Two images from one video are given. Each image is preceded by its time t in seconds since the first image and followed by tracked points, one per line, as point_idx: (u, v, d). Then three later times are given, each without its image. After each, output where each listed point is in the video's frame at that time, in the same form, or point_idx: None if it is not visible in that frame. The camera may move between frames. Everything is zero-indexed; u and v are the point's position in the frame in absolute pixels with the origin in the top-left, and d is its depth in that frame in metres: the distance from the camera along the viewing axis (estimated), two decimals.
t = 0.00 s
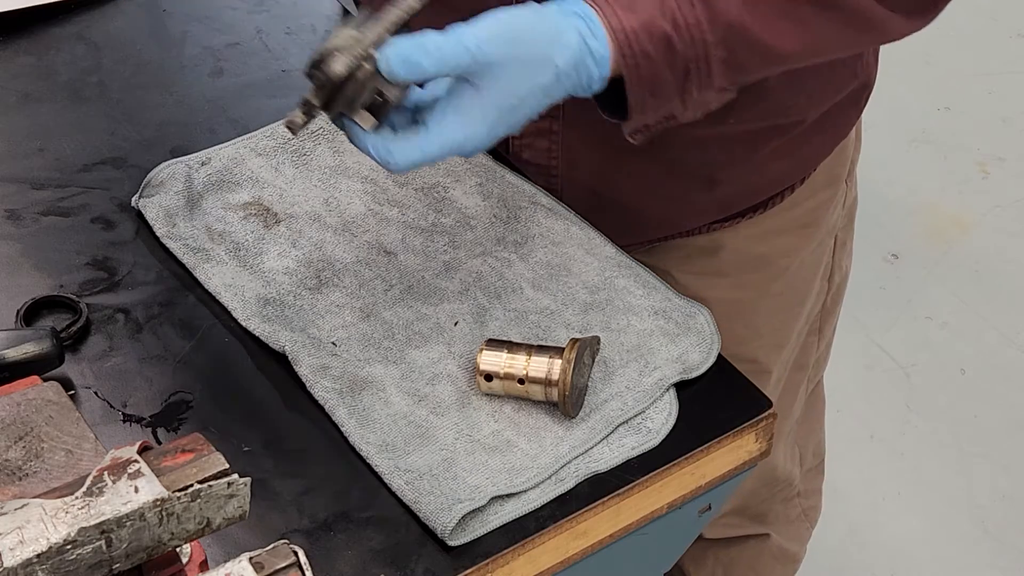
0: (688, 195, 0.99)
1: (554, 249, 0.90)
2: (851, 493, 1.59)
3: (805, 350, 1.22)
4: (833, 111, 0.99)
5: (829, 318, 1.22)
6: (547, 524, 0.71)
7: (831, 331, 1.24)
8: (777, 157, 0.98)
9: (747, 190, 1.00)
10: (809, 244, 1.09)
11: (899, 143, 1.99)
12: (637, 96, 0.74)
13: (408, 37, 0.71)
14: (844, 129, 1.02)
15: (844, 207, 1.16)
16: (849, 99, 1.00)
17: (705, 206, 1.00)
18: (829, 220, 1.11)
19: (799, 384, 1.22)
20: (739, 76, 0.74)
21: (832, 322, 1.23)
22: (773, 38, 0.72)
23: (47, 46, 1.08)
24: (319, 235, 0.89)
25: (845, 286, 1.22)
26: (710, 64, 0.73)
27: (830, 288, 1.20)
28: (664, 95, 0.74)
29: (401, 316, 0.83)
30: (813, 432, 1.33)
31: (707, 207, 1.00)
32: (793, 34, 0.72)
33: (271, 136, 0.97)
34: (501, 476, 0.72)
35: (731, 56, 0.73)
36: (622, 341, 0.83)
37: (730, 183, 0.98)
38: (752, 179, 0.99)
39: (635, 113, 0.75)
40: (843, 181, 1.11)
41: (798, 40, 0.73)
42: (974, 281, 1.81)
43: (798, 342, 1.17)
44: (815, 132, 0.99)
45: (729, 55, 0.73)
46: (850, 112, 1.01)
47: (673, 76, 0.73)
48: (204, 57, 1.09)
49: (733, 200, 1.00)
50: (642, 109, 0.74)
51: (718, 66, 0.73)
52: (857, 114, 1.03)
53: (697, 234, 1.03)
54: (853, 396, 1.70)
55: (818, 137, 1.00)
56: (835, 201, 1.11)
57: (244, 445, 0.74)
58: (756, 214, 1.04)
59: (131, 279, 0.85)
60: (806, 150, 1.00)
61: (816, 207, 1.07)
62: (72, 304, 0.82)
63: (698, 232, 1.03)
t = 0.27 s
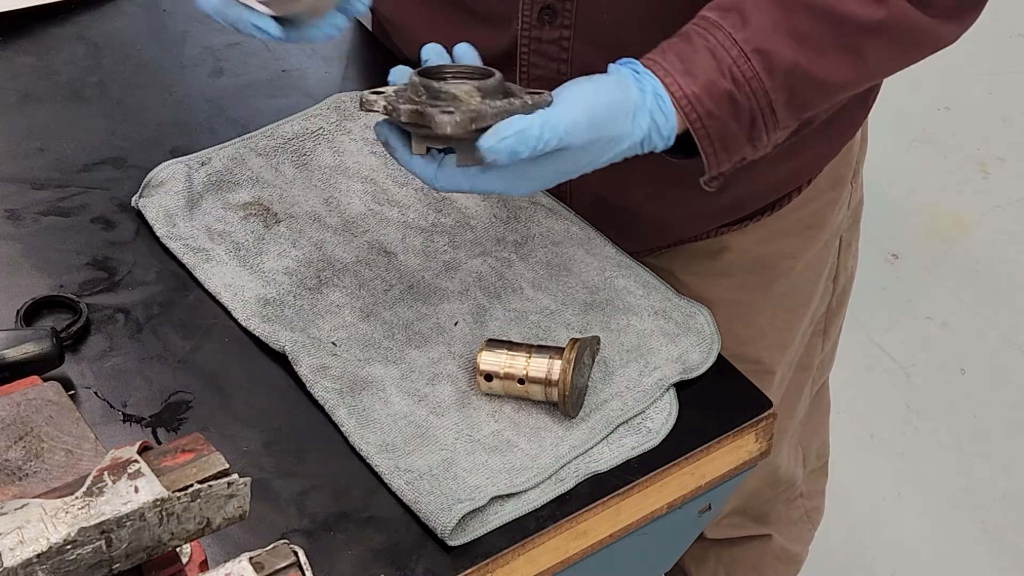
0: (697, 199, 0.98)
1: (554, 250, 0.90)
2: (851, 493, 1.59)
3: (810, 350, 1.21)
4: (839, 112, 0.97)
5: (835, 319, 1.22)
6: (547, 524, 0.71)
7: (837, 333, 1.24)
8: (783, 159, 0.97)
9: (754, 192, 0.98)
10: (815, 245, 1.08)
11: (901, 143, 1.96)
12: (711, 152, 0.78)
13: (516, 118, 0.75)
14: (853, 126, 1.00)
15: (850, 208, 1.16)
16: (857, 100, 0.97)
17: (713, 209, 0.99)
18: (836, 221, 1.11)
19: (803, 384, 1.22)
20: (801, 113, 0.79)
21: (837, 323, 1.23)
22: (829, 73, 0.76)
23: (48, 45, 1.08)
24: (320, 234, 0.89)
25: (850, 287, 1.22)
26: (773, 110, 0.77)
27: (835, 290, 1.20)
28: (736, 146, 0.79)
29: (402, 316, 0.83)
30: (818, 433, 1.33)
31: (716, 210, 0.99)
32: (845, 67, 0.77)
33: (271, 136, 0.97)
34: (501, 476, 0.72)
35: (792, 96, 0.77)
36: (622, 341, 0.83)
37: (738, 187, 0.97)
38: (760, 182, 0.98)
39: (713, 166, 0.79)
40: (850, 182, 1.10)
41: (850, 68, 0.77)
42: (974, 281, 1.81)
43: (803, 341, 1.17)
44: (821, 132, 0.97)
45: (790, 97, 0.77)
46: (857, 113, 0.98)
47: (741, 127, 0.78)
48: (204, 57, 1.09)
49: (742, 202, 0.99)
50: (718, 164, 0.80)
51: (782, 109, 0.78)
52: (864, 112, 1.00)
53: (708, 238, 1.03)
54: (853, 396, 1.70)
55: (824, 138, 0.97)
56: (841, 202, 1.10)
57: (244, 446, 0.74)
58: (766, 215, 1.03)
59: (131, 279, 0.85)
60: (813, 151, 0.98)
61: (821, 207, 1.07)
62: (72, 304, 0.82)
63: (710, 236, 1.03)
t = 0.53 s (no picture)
0: (712, 194, 0.99)
1: (554, 249, 0.90)
2: (851, 493, 1.59)
3: (817, 345, 1.21)
4: (850, 107, 0.98)
5: (842, 313, 1.22)
6: (546, 524, 0.71)
7: (843, 328, 1.24)
8: (796, 153, 0.98)
9: (768, 187, 1.00)
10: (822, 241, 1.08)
11: (900, 142, 1.99)
12: (717, 151, 0.81)
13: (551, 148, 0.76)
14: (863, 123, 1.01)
15: (857, 204, 1.16)
16: (866, 96, 0.99)
17: (728, 205, 1.00)
18: (843, 218, 1.11)
19: (811, 378, 1.22)
20: (804, 113, 0.82)
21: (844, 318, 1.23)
22: (833, 78, 0.79)
23: (48, 46, 1.08)
24: (320, 234, 0.89)
25: (857, 283, 1.22)
26: (778, 112, 0.80)
27: (843, 286, 1.20)
28: (741, 145, 0.81)
29: (402, 316, 0.83)
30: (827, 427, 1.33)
31: (730, 206, 1.00)
32: (848, 71, 0.79)
33: (270, 136, 0.97)
34: (501, 476, 0.72)
35: (796, 98, 0.80)
36: (622, 341, 0.83)
37: (752, 181, 0.98)
38: (774, 176, 0.99)
39: (719, 165, 0.82)
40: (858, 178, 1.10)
41: (852, 72, 0.79)
42: (974, 281, 1.81)
43: (808, 339, 1.17)
44: (833, 127, 0.98)
45: (794, 99, 0.80)
46: (867, 109, 1.00)
47: (745, 128, 0.80)
48: (205, 57, 1.09)
49: (757, 197, 1.00)
50: (724, 162, 0.82)
51: (786, 111, 0.80)
52: (875, 110, 1.02)
53: (719, 235, 1.03)
54: (853, 396, 1.70)
55: (836, 132, 0.99)
56: (849, 197, 1.10)
57: (244, 446, 0.74)
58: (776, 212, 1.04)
59: (131, 279, 0.85)
60: (825, 146, 0.99)
61: (824, 206, 1.07)
62: (71, 304, 0.82)
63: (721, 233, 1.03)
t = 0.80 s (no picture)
0: (715, 192, 0.99)
1: (554, 249, 0.90)
2: (851, 492, 1.59)
3: (817, 344, 1.21)
4: (854, 105, 0.98)
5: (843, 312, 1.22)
6: (547, 524, 0.71)
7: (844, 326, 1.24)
8: (800, 151, 0.98)
9: (772, 185, 1.00)
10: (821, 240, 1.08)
11: (901, 142, 1.99)
12: (722, 152, 0.81)
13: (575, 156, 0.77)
14: (866, 120, 1.01)
15: (858, 202, 1.15)
16: (870, 94, 0.99)
17: (730, 202, 1.00)
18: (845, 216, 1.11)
19: (812, 376, 1.22)
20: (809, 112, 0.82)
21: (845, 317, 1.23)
22: (837, 81, 0.79)
23: (48, 46, 1.08)
24: (320, 234, 0.89)
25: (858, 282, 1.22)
26: (784, 114, 0.80)
27: (843, 283, 1.20)
28: (746, 146, 0.82)
29: (402, 316, 0.83)
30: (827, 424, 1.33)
31: (732, 204, 1.00)
32: (852, 73, 0.80)
33: (270, 136, 0.97)
34: (501, 476, 0.71)
35: (801, 100, 0.80)
36: (622, 341, 0.82)
37: (755, 178, 0.99)
38: (778, 173, 0.99)
39: (724, 165, 0.83)
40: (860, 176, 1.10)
41: (856, 75, 0.80)
42: (974, 281, 1.81)
43: (809, 338, 1.17)
44: (837, 125, 0.98)
45: (799, 101, 0.80)
46: (871, 107, 1.00)
47: (751, 131, 0.80)
48: (205, 57, 1.09)
49: (760, 194, 1.00)
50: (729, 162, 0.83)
51: (792, 113, 0.80)
52: (879, 108, 1.02)
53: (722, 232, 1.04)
54: (853, 396, 1.70)
55: (840, 131, 0.99)
56: (851, 195, 1.09)
57: (244, 446, 0.74)
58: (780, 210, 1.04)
59: (131, 279, 0.85)
60: (829, 144, 0.99)
61: (825, 205, 1.07)
62: (71, 304, 0.82)
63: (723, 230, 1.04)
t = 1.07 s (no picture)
0: (719, 191, 0.99)
1: (554, 249, 0.90)
2: (851, 492, 1.59)
3: (818, 343, 1.21)
4: (857, 103, 0.98)
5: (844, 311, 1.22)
6: (547, 524, 0.71)
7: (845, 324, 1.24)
8: (805, 149, 0.98)
9: (776, 183, 1.00)
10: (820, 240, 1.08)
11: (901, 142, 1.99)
12: (729, 143, 0.82)
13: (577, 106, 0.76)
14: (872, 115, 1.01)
15: (860, 200, 1.15)
16: (873, 91, 0.99)
17: (734, 201, 1.00)
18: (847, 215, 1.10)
19: (812, 374, 1.22)
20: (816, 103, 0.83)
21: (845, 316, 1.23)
22: (845, 74, 0.80)
23: (47, 45, 1.08)
24: (320, 234, 0.89)
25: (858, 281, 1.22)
26: (790, 105, 0.81)
27: (844, 282, 1.20)
28: (754, 137, 0.82)
29: (401, 316, 0.83)
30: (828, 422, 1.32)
31: (736, 202, 1.00)
32: (859, 66, 0.81)
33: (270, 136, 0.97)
34: (501, 476, 0.71)
35: (809, 92, 0.81)
36: (622, 341, 0.82)
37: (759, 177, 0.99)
38: (783, 172, 0.99)
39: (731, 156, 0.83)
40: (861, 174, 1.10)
41: (863, 68, 0.81)
42: (974, 280, 1.81)
43: (810, 337, 1.17)
44: (841, 123, 0.98)
45: (806, 93, 0.81)
46: (874, 104, 1.00)
47: (758, 121, 0.81)
48: (204, 57, 1.09)
49: (764, 193, 1.00)
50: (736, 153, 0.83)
51: (798, 104, 0.81)
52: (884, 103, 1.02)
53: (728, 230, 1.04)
54: (853, 396, 1.70)
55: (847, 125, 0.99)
56: (852, 194, 1.09)
57: (244, 446, 0.74)
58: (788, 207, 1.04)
59: (131, 279, 0.85)
60: (833, 141, 0.99)
61: (826, 204, 1.07)
62: (72, 304, 0.82)
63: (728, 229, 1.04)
